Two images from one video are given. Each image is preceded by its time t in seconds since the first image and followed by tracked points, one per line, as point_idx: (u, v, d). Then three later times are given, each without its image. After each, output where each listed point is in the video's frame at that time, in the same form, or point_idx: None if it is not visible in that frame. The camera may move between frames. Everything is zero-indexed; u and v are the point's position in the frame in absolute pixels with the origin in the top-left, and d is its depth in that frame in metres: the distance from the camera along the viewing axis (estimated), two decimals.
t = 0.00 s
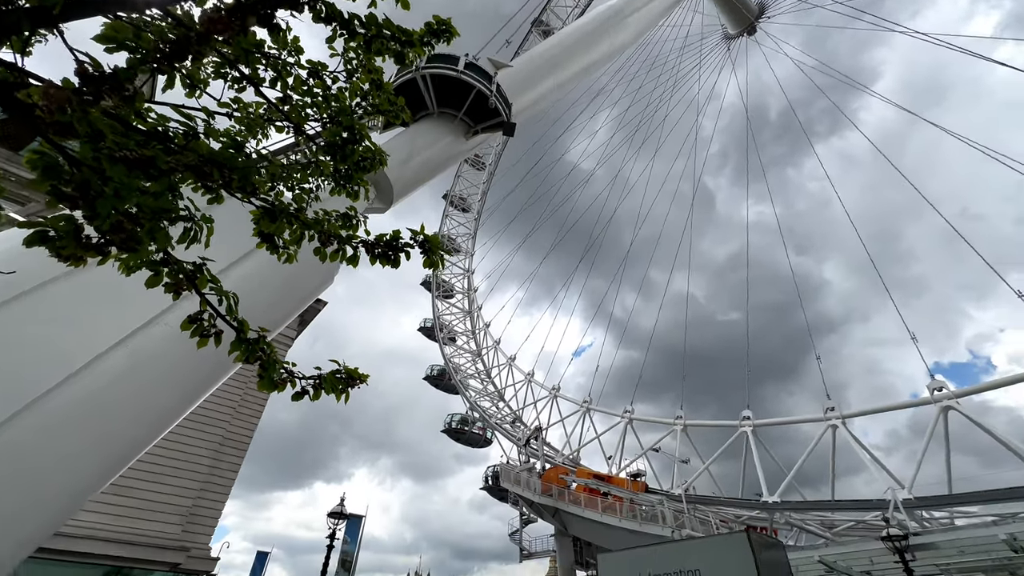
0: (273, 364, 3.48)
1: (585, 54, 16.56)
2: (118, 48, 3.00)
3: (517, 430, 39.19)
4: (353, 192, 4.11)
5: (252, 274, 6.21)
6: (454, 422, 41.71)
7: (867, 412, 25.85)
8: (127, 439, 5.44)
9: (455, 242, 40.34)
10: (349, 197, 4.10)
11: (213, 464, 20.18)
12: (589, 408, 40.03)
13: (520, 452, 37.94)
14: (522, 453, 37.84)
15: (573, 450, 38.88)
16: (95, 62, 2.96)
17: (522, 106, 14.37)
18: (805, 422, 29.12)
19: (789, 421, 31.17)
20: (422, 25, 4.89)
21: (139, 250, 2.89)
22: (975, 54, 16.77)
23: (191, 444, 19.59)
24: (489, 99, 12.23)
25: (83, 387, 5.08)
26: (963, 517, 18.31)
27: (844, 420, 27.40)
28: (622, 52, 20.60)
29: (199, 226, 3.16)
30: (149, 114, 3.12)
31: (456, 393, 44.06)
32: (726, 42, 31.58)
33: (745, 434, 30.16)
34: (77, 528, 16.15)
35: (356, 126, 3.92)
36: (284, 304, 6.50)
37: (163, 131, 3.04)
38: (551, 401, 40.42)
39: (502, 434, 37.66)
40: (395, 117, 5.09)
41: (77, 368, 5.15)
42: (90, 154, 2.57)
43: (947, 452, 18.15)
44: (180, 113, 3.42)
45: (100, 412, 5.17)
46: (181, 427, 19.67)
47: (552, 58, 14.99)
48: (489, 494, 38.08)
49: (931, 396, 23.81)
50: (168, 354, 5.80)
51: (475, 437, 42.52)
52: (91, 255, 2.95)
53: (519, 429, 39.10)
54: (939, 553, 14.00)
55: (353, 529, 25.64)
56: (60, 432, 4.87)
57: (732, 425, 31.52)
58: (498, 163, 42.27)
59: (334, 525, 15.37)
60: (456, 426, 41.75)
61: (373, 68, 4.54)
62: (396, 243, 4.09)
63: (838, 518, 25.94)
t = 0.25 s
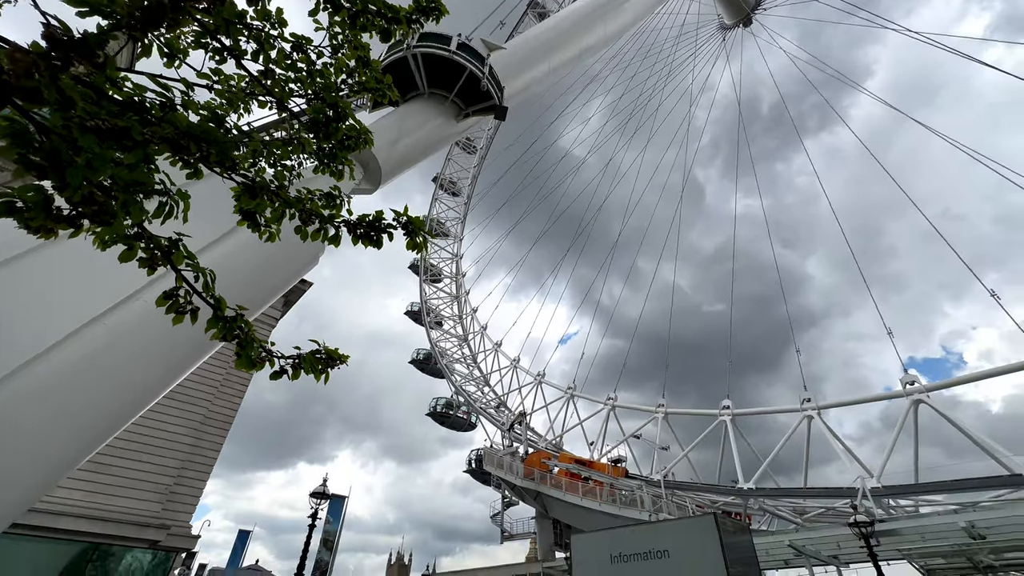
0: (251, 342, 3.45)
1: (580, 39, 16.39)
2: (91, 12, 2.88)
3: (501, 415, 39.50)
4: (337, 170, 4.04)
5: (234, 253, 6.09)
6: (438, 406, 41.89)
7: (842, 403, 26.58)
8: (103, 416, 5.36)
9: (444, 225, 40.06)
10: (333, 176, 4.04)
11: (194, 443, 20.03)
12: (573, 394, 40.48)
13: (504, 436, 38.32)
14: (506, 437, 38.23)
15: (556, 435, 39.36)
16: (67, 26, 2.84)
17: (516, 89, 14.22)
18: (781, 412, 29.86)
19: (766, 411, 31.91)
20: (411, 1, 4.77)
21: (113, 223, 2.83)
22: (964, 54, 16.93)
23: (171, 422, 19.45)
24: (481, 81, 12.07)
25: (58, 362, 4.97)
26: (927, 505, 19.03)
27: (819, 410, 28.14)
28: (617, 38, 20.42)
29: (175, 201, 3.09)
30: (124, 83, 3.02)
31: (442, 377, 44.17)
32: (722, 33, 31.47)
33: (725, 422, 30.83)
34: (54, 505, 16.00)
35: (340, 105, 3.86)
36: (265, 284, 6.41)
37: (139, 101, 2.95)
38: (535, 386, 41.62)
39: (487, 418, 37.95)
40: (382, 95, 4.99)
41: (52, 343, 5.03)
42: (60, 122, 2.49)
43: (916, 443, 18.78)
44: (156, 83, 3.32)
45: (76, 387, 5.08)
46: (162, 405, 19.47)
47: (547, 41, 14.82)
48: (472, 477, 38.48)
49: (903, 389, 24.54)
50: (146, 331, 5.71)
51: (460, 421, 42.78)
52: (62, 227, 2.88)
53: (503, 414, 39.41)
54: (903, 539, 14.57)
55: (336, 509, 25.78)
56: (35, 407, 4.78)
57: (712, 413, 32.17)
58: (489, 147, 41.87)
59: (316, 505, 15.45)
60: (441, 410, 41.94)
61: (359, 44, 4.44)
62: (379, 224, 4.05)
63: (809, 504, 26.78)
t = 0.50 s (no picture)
0: (226, 320, 3.40)
1: (574, 23, 16.18)
2: None
3: (484, 399, 39.72)
4: (319, 148, 3.97)
5: (213, 231, 5.95)
6: (422, 389, 41.98)
7: (816, 395, 27.30)
8: (74, 394, 5.26)
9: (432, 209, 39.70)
10: (315, 154, 3.97)
11: (172, 422, 19.79)
12: (556, 381, 40.85)
13: (487, 420, 38.62)
14: (489, 422, 38.54)
15: (538, 421, 39.78)
16: None
17: (507, 72, 14.02)
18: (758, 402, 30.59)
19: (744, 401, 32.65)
20: None
21: (81, 194, 2.75)
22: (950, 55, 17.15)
23: (150, 400, 19.20)
24: (472, 62, 11.88)
25: (27, 339, 4.84)
26: (891, 493, 19.76)
27: (795, 401, 28.88)
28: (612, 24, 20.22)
29: (147, 172, 3.01)
30: (94, 49, 2.91)
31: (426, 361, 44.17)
32: (716, 23, 31.32)
33: (703, 411, 31.47)
34: (28, 482, 15.76)
35: (324, 81, 3.78)
36: (243, 262, 6.29)
37: (110, 68, 2.85)
38: (519, 372, 41.86)
39: (470, 402, 38.15)
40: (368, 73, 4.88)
41: (21, 319, 4.89)
42: (24, 87, 2.40)
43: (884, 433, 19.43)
44: (129, 50, 3.20)
45: (45, 364, 4.97)
46: (140, 383, 19.18)
47: (540, 24, 14.60)
48: (454, 460, 38.80)
49: (875, 382, 25.28)
50: (120, 309, 5.59)
51: (443, 404, 42.95)
52: (29, 197, 2.79)
53: (487, 398, 39.65)
54: (866, 525, 15.15)
55: (317, 490, 25.87)
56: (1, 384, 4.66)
57: (691, 402, 32.80)
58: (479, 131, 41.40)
59: (297, 485, 15.45)
60: (425, 394, 42.03)
61: (344, 18, 4.32)
62: (360, 203, 3.99)
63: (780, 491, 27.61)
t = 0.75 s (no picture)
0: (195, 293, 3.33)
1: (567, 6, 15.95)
2: None
3: (466, 384, 39.84)
4: (298, 122, 3.87)
5: (189, 207, 5.75)
6: (404, 372, 41.91)
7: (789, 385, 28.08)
8: (39, 369, 5.08)
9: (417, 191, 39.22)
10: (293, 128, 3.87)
11: (146, 400, 19.41)
12: (538, 367, 41.15)
13: (468, 404, 38.81)
14: (469, 406, 38.74)
15: (518, 406, 40.12)
16: None
17: (497, 54, 13.81)
18: (733, 392, 31.34)
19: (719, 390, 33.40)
20: None
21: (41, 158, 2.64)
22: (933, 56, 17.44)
23: (123, 378, 18.81)
24: (461, 42, 11.67)
25: None
26: (855, 480, 20.54)
27: (768, 391, 29.65)
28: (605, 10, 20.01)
29: (112, 137, 2.89)
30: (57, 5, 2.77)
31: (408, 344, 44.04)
32: (709, 14, 31.22)
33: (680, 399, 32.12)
34: None
35: (302, 51, 3.63)
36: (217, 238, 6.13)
37: (73, 26, 2.72)
38: (501, 357, 41.98)
39: (451, 386, 38.23)
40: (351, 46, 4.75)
41: None
42: None
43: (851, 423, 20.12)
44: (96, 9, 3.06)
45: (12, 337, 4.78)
46: (113, 360, 18.75)
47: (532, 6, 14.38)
48: (434, 443, 38.99)
49: (845, 374, 26.07)
50: (92, 283, 5.41)
51: (424, 388, 42.98)
52: None
53: (468, 383, 39.77)
54: (830, 510, 15.74)
55: (296, 470, 25.79)
56: None
57: (669, 390, 33.42)
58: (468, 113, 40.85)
59: (274, 465, 15.38)
60: (406, 377, 41.97)
61: None
62: (338, 179, 3.91)
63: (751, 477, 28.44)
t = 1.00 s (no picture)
0: (156, 264, 3.23)
1: None
2: None
3: (444, 368, 39.82)
4: (271, 91, 3.73)
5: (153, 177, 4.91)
6: (382, 355, 41.68)
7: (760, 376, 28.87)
8: None
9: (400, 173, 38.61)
10: (266, 97, 3.74)
11: (113, 376, 18.91)
12: (517, 353, 41.35)
13: (446, 388, 38.88)
14: (447, 389, 38.82)
15: (496, 390, 40.38)
16: None
17: (485, 34, 13.55)
18: (706, 381, 32.10)
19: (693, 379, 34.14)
20: None
21: None
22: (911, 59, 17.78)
23: (89, 354, 18.27)
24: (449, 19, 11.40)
25: None
26: (816, 467, 21.35)
27: (740, 381, 30.44)
28: None
29: (65, 96, 2.74)
30: None
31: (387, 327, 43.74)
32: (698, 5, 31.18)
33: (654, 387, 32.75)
34: None
35: (276, 16, 3.45)
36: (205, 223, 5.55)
37: None
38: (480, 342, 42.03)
39: (430, 370, 38.17)
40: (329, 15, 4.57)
41: None
42: None
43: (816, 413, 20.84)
44: None
45: None
46: (79, 335, 18.18)
47: None
48: (411, 426, 39.04)
49: (813, 366, 26.92)
50: (54, 252, 5.19)
51: (403, 371, 42.86)
52: None
53: (447, 367, 39.77)
54: (791, 496, 16.36)
55: (270, 451, 25.56)
56: None
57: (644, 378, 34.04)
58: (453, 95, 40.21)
59: (246, 445, 15.20)
60: (385, 359, 41.75)
61: None
62: (310, 151, 3.76)
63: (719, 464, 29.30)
